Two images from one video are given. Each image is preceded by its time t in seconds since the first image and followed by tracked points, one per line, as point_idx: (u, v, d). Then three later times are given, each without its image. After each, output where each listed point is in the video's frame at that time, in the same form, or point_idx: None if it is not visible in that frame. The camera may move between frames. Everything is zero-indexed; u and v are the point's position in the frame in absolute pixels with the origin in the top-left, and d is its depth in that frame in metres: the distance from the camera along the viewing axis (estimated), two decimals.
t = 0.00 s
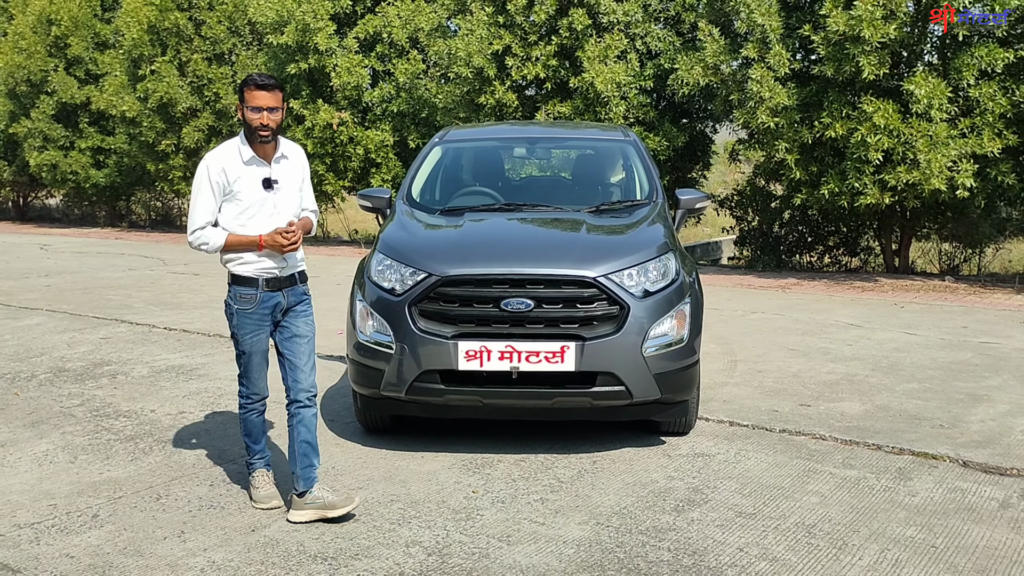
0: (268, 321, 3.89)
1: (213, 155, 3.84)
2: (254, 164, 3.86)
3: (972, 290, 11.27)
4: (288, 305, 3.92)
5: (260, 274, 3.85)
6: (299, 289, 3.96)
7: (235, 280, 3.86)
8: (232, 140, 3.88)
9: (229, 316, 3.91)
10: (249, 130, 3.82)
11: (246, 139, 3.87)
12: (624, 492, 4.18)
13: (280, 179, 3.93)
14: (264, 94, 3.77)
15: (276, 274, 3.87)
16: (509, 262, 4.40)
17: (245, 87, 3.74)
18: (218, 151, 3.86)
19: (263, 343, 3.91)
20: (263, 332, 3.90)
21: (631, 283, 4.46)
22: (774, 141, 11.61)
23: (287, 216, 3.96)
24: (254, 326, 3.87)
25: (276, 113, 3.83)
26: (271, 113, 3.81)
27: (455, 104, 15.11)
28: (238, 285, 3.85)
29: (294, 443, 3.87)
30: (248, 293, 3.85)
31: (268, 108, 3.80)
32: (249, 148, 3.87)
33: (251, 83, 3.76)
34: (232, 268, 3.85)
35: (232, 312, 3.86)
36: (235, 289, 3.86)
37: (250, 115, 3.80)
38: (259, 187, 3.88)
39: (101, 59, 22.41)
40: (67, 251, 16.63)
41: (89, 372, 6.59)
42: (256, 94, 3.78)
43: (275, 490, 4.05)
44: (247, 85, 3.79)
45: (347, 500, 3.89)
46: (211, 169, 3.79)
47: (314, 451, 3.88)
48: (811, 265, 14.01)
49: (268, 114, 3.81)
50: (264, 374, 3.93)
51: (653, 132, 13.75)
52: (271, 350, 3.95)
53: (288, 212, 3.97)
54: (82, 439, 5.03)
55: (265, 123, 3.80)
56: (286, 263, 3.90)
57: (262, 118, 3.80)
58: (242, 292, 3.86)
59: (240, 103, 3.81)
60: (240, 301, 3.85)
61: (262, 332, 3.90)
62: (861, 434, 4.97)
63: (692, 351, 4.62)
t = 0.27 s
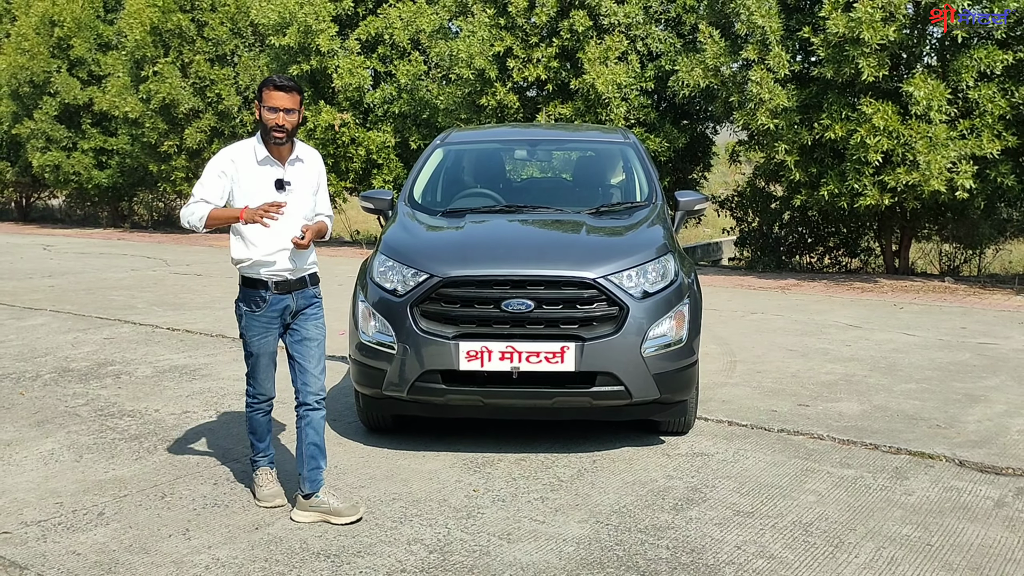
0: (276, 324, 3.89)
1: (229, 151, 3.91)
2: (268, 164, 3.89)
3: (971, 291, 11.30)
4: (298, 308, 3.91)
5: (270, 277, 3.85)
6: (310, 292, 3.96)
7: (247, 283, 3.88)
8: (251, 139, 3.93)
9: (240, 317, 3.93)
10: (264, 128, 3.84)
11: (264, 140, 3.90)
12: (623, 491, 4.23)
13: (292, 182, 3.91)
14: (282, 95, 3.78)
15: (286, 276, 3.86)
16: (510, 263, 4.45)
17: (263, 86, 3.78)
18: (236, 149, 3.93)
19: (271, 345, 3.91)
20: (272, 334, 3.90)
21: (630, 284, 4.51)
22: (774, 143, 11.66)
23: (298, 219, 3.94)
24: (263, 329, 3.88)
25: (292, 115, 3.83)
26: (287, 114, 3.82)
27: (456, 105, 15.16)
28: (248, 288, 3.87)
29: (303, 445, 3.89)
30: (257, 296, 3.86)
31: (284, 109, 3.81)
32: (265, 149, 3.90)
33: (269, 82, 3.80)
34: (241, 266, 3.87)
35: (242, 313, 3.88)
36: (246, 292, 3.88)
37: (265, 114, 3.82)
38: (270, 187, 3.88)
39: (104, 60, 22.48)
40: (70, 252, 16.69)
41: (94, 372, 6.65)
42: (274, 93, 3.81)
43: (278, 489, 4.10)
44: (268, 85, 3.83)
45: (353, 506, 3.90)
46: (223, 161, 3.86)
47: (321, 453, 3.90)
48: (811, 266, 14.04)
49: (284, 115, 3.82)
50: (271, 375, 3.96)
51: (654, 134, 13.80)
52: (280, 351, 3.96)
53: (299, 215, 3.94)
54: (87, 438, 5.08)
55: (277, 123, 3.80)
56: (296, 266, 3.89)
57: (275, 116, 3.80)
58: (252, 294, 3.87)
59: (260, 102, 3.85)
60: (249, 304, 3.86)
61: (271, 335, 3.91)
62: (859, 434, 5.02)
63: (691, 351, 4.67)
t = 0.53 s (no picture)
0: (292, 323, 3.89)
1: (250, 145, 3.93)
2: (287, 161, 3.91)
3: (974, 291, 11.31)
4: (313, 307, 3.92)
5: (287, 276, 3.85)
6: (325, 290, 3.97)
7: (263, 282, 3.87)
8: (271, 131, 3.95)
9: (254, 316, 3.92)
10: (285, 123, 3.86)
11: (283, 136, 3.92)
12: (625, 489, 4.25)
13: (310, 180, 3.95)
14: (303, 92, 3.78)
15: (303, 276, 3.87)
16: (512, 262, 4.48)
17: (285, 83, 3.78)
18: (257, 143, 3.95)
19: (285, 344, 3.91)
20: (286, 334, 3.90)
21: (632, 283, 4.53)
22: (777, 143, 11.67)
23: (314, 217, 3.98)
24: (278, 328, 3.88)
25: (312, 113, 3.85)
26: (308, 112, 3.84)
27: (459, 105, 15.18)
28: (263, 286, 3.86)
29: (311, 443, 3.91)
30: (274, 295, 3.86)
31: (305, 107, 3.82)
32: (284, 144, 3.93)
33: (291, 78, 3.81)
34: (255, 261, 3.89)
35: (257, 312, 3.86)
36: (261, 290, 3.87)
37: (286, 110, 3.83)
38: (287, 185, 3.91)
39: (108, 60, 22.52)
40: (74, 251, 16.74)
41: (98, 370, 6.68)
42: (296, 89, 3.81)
43: (282, 487, 4.13)
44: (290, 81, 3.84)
45: (358, 507, 3.92)
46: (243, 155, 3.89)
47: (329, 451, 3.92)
48: (813, 266, 14.05)
49: (305, 112, 3.84)
50: (283, 375, 3.96)
51: (657, 134, 13.81)
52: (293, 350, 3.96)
53: (315, 212, 3.98)
54: (92, 436, 5.11)
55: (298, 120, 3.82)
56: (311, 264, 3.90)
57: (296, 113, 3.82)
58: (268, 293, 3.87)
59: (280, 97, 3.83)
60: (265, 303, 3.86)
61: (287, 334, 3.90)
62: (860, 433, 5.04)
63: (692, 350, 4.69)
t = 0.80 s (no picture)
0: (303, 323, 3.91)
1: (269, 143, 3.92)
2: (305, 161, 3.90)
3: (978, 292, 11.29)
4: (325, 307, 3.92)
5: (299, 276, 3.85)
6: (337, 290, 3.97)
7: (275, 280, 3.88)
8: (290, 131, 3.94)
9: (266, 314, 3.93)
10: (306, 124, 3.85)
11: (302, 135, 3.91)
12: (626, 488, 4.26)
13: (327, 180, 3.94)
14: (324, 94, 3.77)
15: (315, 275, 3.87)
16: (514, 262, 4.49)
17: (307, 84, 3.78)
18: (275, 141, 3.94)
19: (296, 344, 3.92)
20: (298, 333, 3.91)
21: (633, 283, 4.54)
22: (781, 143, 11.67)
23: (329, 218, 3.97)
24: (290, 327, 3.89)
25: (333, 115, 3.83)
26: (328, 114, 3.82)
27: (463, 105, 15.20)
28: (275, 286, 3.87)
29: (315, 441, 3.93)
30: (285, 294, 3.86)
31: (325, 109, 3.81)
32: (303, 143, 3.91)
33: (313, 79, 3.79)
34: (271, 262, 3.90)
35: (269, 311, 3.87)
36: (273, 289, 3.88)
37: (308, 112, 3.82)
38: (304, 185, 3.90)
39: (113, 60, 22.59)
40: (79, 250, 16.80)
41: (103, 369, 6.71)
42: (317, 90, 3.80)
43: (286, 485, 4.15)
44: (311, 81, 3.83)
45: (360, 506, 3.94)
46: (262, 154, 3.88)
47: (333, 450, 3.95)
48: (818, 266, 14.03)
49: (325, 114, 3.82)
50: (292, 374, 3.97)
51: (661, 134, 13.82)
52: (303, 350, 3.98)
53: (330, 212, 3.97)
54: (96, 434, 5.14)
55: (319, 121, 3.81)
56: (324, 265, 3.90)
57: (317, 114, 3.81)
58: (280, 293, 3.87)
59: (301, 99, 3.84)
60: (277, 302, 3.87)
61: (298, 333, 3.91)
62: (862, 433, 5.04)
63: (694, 350, 4.70)
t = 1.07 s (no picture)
0: (311, 324, 3.89)
1: (284, 147, 3.84)
2: (320, 164, 3.88)
3: (984, 293, 11.27)
4: (334, 308, 3.92)
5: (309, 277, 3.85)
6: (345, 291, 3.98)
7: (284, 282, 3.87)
8: (304, 133, 3.88)
9: (274, 315, 3.92)
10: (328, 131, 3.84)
11: (317, 138, 3.88)
12: (630, 489, 4.27)
13: (341, 182, 3.96)
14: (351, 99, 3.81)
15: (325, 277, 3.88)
16: (518, 263, 4.50)
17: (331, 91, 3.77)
18: (288, 143, 3.87)
19: (303, 345, 3.92)
20: (305, 334, 3.90)
21: (637, 284, 4.55)
22: (787, 143, 11.66)
23: (341, 220, 3.99)
24: (299, 328, 3.88)
25: (358, 120, 3.84)
26: (354, 119, 3.83)
27: (469, 105, 15.23)
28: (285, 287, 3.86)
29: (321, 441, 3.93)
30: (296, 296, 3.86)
31: (351, 114, 3.82)
32: (318, 147, 3.88)
33: (337, 87, 3.80)
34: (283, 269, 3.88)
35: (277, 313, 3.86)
36: (282, 291, 3.87)
37: (332, 118, 3.81)
38: (321, 188, 3.89)
39: (121, 61, 22.67)
40: (87, 250, 16.87)
41: (109, 369, 6.74)
42: (341, 98, 3.81)
43: (290, 485, 4.16)
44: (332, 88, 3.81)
45: (365, 506, 3.96)
46: (281, 160, 3.81)
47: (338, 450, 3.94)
48: (824, 267, 14.01)
49: (350, 119, 3.83)
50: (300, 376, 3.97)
51: (667, 135, 13.82)
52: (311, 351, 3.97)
53: (343, 214, 4.00)
54: (102, 434, 5.16)
55: (344, 128, 3.82)
56: (334, 266, 3.94)
57: (342, 121, 3.81)
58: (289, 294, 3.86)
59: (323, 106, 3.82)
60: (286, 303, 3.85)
61: (306, 333, 3.90)
62: (866, 434, 5.04)
63: (698, 351, 4.71)
